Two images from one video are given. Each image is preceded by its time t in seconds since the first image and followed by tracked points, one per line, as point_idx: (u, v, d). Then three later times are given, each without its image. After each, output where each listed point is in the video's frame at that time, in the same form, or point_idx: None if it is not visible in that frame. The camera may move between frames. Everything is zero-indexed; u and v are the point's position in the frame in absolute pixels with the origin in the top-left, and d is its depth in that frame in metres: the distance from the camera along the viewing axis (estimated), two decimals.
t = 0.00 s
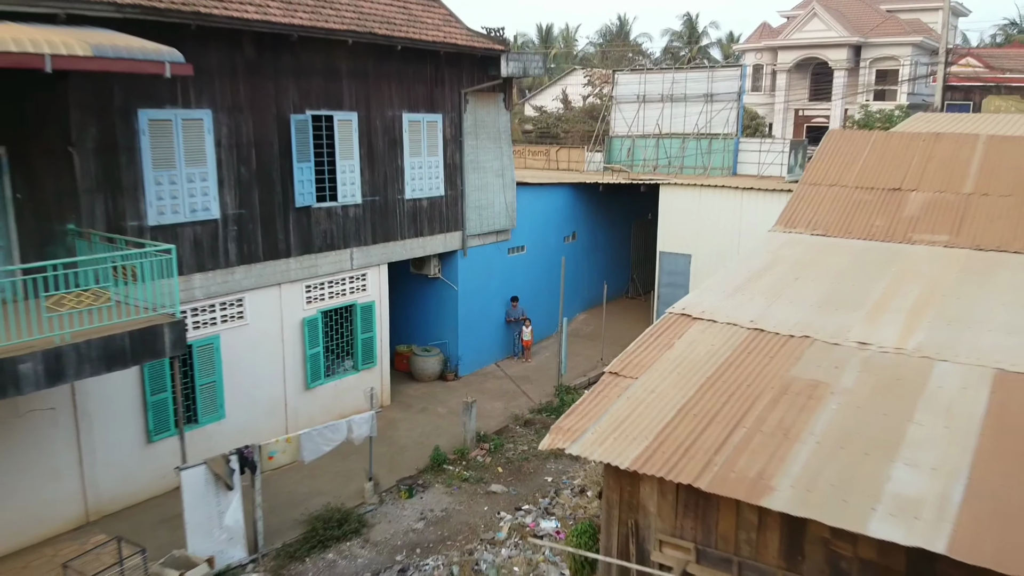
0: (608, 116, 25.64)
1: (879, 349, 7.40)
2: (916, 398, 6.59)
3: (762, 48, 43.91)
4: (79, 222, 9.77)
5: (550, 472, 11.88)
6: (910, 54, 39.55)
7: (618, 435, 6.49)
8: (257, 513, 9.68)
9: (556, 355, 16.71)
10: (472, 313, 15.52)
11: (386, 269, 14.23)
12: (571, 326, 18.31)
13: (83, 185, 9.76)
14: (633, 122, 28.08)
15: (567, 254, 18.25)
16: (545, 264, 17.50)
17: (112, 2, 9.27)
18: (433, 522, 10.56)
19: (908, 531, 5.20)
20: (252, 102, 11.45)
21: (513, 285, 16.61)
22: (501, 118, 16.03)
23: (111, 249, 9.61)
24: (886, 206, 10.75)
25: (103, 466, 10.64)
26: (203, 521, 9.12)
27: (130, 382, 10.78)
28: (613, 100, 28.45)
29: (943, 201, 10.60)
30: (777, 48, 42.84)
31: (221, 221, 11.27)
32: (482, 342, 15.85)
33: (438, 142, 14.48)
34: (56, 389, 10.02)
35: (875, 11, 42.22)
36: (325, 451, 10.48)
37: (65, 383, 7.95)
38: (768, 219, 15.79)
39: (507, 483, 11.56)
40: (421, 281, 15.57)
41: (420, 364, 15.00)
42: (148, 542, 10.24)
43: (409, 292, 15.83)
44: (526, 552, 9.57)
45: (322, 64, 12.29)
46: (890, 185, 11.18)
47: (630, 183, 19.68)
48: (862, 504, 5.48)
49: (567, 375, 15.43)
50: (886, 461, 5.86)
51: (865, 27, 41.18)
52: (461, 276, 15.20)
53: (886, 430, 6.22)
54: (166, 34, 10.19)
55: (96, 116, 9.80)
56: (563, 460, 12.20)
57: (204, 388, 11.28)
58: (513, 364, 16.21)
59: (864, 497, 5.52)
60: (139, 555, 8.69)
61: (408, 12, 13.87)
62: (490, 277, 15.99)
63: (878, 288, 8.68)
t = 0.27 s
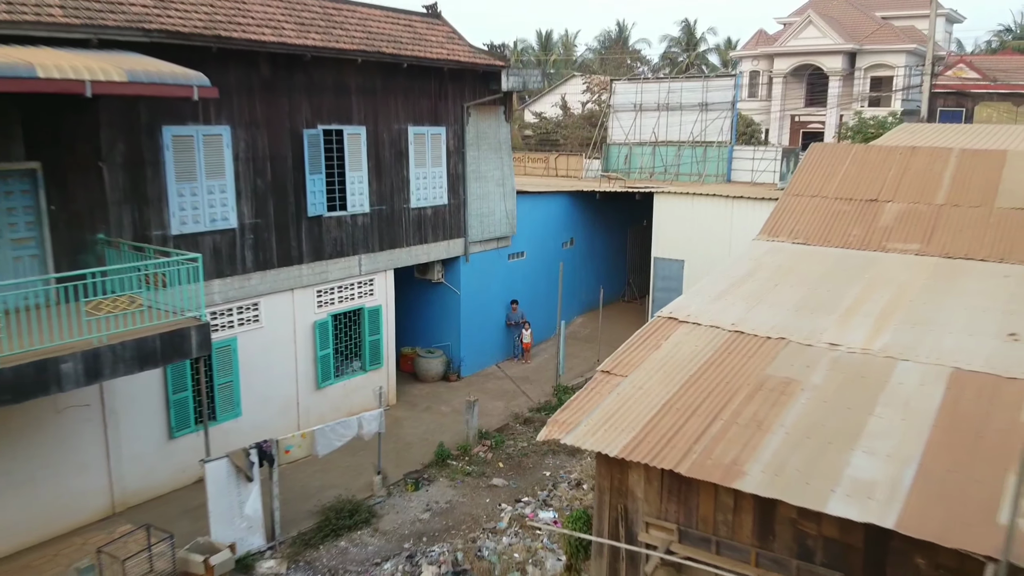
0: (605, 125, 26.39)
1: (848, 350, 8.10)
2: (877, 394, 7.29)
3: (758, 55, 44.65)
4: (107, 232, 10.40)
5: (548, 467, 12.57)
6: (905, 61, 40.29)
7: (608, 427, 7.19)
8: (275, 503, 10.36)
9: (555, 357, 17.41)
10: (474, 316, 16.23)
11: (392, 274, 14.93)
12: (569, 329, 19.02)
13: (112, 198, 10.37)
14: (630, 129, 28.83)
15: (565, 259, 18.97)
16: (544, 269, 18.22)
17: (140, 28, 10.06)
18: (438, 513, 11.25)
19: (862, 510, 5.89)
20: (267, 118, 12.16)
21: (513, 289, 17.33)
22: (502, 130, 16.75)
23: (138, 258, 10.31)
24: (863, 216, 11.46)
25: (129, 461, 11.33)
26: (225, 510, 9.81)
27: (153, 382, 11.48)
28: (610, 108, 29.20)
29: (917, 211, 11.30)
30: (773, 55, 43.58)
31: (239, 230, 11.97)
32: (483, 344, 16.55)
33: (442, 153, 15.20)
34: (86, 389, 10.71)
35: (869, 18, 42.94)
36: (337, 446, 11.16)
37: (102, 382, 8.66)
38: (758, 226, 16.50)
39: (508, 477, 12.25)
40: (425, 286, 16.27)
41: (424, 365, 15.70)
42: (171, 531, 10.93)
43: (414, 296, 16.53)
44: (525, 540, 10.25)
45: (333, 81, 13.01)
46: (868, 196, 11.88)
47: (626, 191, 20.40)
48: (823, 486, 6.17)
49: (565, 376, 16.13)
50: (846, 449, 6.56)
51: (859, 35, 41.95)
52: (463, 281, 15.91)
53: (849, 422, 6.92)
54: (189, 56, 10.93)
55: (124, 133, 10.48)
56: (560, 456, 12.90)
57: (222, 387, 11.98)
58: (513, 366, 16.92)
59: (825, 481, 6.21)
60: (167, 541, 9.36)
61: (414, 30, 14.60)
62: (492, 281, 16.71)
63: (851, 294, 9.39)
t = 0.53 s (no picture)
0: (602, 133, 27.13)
1: (820, 350, 8.83)
2: (844, 391, 8.02)
3: (754, 61, 45.38)
4: (133, 241, 11.18)
5: (546, 462, 13.29)
6: (898, 68, 41.07)
7: (599, 420, 7.92)
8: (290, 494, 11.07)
9: (553, 359, 18.13)
10: (475, 319, 16.97)
11: (398, 279, 15.67)
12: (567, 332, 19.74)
13: (138, 209, 11.17)
14: (627, 137, 29.58)
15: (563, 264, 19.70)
16: (542, 273, 18.96)
17: (165, 51, 10.79)
18: (442, 505, 11.97)
19: (824, 492, 6.61)
20: (281, 133, 12.90)
21: (513, 293, 18.07)
22: (502, 141, 17.50)
23: (163, 265, 11.05)
24: (842, 226, 12.19)
25: (152, 456, 12.06)
26: (244, 500, 10.52)
27: (174, 382, 12.21)
28: (608, 117, 29.94)
29: (892, 220, 12.04)
30: (769, 62, 44.31)
31: (254, 239, 12.71)
32: (484, 346, 17.28)
33: (445, 164, 15.94)
34: (114, 388, 11.44)
35: (864, 25, 43.63)
36: (348, 441, 11.87)
37: (134, 380, 9.38)
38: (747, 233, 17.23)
39: (508, 471, 12.97)
40: (429, 290, 17.00)
41: (428, 367, 16.50)
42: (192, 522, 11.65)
43: (418, 300, 17.26)
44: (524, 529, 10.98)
45: (343, 97, 13.76)
46: (847, 207, 12.62)
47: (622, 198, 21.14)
48: (791, 471, 6.89)
49: (563, 377, 16.86)
50: (813, 439, 7.28)
51: (854, 42, 42.69)
52: (465, 285, 16.65)
53: (816, 415, 7.64)
54: (209, 77, 11.68)
55: (149, 149, 11.24)
56: (558, 452, 13.63)
57: (239, 387, 12.71)
58: (513, 367, 17.65)
59: (792, 467, 6.94)
60: (189, 530, 10.14)
61: (418, 48, 15.36)
62: (492, 286, 17.45)
63: (826, 299, 10.13)
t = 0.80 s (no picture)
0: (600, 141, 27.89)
1: (795, 351, 9.57)
2: (814, 388, 8.76)
3: (750, 68, 46.16)
4: (156, 249, 11.96)
5: (544, 458, 14.02)
6: (891, 74, 41.87)
7: (591, 415, 8.66)
8: (303, 487, 11.80)
9: (551, 361, 18.88)
10: (477, 322, 17.72)
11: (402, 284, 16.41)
12: (565, 334, 20.49)
13: (160, 219, 11.93)
14: (624, 144, 30.34)
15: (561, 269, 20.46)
16: (541, 278, 19.72)
17: (187, 72, 11.53)
18: (445, 497, 12.70)
19: (792, 478, 7.34)
20: (293, 146, 13.65)
21: (513, 297, 18.83)
22: (502, 151, 18.25)
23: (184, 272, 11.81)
24: (822, 234, 12.93)
25: (172, 452, 12.79)
26: (261, 491, 11.24)
27: (193, 382, 12.95)
28: (605, 125, 30.71)
29: (869, 229, 12.79)
30: (765, 68, 45.09)
31: (268, 247, 13.45)
32: (484, 348, 18.02)
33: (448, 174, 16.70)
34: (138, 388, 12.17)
35: (858, 31, 44.40)
36: (356, 437, 12.60)
37: (160, 379, 10.12)
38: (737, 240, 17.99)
39: (508, 466, 13.72)
40: (432, 294, 17.74)
41: (430, 368, 17.23)
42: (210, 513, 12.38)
43: (421, 304, 18.01)
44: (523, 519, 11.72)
45: (351, 112, 14.52)
46: (827, 216, 13.37)
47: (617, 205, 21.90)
48: (763, 460, 7.63)
49: (560, 377, 17.61)
50: (785, 432, 8.02)
51: (848, 49, 43.50)
52: (467, 289, 17.40)
53: (788, 410, 8.38)
54: (227, 95, 12.44)
55: (170, 163, 11.99)
56: (555, 449, 14.37)
57: (253, 386, 13.45)
58: (512, 368, 18.39)
59: (764, 456, 7.67)
60: (210, 521, 10.89)
61: (422, 64, 16.13)
62: (493, 290, 18.21)
63: (804, 304, 10.87)
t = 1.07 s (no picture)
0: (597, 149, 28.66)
1: (774, 352, 10.32)
2: (790, 386, 9.51)
3: (746, 75, 46.93)
4: (176, 257, 12.72)
5: (541, 455, 14.76)
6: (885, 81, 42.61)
7: (584, 411, 9.41)
8: (314, 480, 12.54)
9: (548, 362, 19.62)
10: (478, 325, 18.48)
11: (406, 289, 17.17)
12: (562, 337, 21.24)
13: (180, 228, 12.70)
14: (621, 151, 31.10)
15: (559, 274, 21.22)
16: (540, 282, 20.49)
17: (206, 91, 12.29)
18: (448, 491, 13.43)
19: (765, 467, 8.08)
20: (304, 159, 14.41)
21: (512, 301, 19.60)
22: (502, 160, 19.02)
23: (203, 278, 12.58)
24: (804, 242, 13.70)
25: (190, 448, 13.53)
26: (275, 484, 11.98)
27: (210, 382, 13.70)
28: (602, 132, 31.49)
29: (848, 237, 13.55)
30: (761, 75, 45.86)
31: (280, 254, 14.20)
32: (485, 349, 18.78)
33: (450, 184, 17.46)
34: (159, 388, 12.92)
35: (853, 38, 45.13)
36: (364, 434, 13.34)
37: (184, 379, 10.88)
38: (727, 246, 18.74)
39: (507, 462, 14.45)
40: (434, 298, 18.50)
41: (433, 369, 17.94)
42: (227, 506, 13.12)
43: (425, 308, 18.77)
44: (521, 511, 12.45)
45: (358, 126, 15.28)
46: (810, 225, 14.13)
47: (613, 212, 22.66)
48: (739, 451, 8.37)
49: (558, 378, 18.35)
50: (760, 426, 8.76)
51: (843, 55, 44.24)
52: (468, 293, 18.16)
53: (764, 406, 9.14)
54: (242, 111, 13.20)
55: (190, 176, 12.75)
56: (552, 446, 15.11)
57: (266, 386, 14.21)
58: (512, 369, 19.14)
59: (741, 447, 8.42)
60: (227, 512, 11.65)
61: (425, 79, 16.91)
62: (493, 294, 18.97)
63: (784, 308, 11.64)
